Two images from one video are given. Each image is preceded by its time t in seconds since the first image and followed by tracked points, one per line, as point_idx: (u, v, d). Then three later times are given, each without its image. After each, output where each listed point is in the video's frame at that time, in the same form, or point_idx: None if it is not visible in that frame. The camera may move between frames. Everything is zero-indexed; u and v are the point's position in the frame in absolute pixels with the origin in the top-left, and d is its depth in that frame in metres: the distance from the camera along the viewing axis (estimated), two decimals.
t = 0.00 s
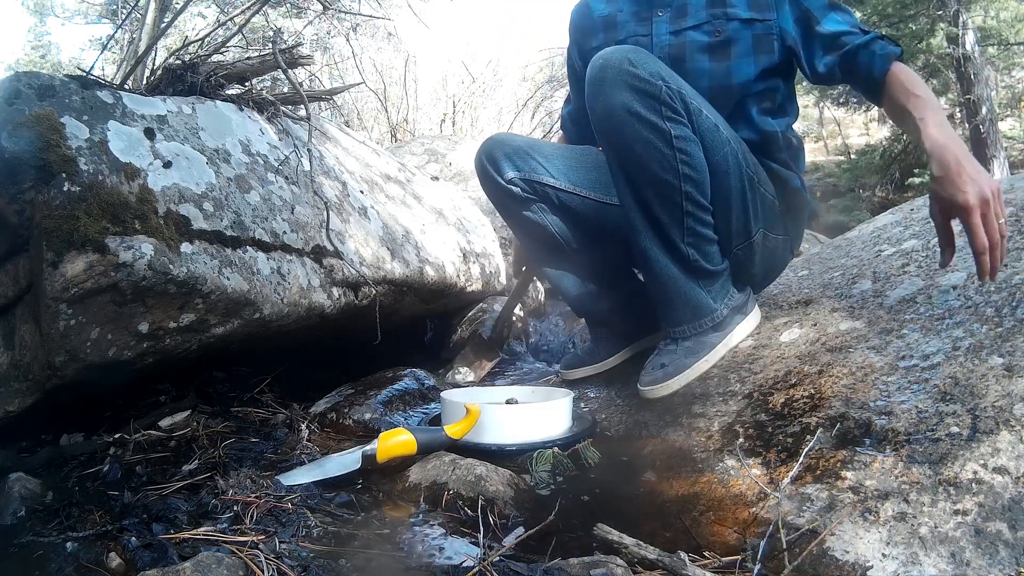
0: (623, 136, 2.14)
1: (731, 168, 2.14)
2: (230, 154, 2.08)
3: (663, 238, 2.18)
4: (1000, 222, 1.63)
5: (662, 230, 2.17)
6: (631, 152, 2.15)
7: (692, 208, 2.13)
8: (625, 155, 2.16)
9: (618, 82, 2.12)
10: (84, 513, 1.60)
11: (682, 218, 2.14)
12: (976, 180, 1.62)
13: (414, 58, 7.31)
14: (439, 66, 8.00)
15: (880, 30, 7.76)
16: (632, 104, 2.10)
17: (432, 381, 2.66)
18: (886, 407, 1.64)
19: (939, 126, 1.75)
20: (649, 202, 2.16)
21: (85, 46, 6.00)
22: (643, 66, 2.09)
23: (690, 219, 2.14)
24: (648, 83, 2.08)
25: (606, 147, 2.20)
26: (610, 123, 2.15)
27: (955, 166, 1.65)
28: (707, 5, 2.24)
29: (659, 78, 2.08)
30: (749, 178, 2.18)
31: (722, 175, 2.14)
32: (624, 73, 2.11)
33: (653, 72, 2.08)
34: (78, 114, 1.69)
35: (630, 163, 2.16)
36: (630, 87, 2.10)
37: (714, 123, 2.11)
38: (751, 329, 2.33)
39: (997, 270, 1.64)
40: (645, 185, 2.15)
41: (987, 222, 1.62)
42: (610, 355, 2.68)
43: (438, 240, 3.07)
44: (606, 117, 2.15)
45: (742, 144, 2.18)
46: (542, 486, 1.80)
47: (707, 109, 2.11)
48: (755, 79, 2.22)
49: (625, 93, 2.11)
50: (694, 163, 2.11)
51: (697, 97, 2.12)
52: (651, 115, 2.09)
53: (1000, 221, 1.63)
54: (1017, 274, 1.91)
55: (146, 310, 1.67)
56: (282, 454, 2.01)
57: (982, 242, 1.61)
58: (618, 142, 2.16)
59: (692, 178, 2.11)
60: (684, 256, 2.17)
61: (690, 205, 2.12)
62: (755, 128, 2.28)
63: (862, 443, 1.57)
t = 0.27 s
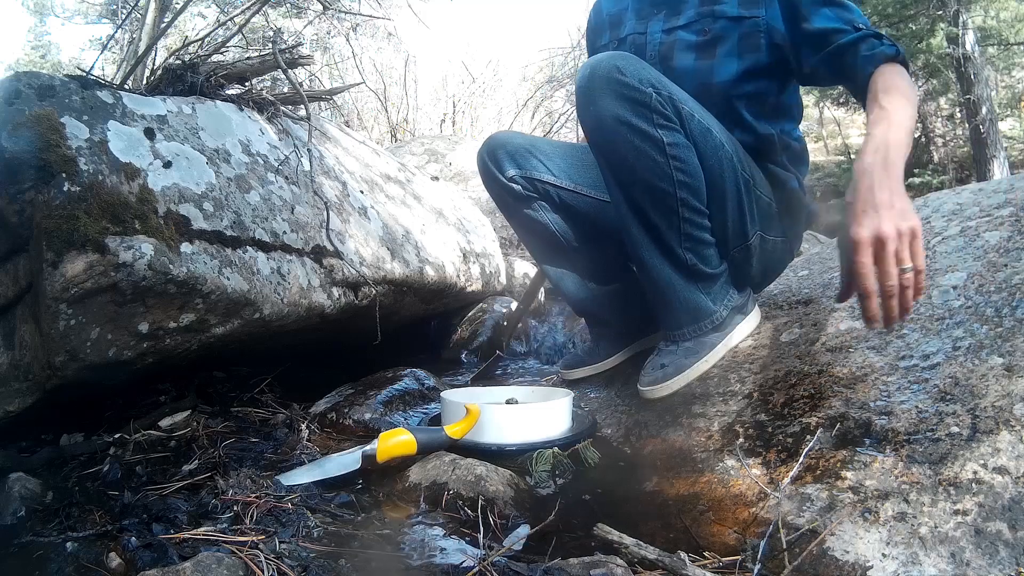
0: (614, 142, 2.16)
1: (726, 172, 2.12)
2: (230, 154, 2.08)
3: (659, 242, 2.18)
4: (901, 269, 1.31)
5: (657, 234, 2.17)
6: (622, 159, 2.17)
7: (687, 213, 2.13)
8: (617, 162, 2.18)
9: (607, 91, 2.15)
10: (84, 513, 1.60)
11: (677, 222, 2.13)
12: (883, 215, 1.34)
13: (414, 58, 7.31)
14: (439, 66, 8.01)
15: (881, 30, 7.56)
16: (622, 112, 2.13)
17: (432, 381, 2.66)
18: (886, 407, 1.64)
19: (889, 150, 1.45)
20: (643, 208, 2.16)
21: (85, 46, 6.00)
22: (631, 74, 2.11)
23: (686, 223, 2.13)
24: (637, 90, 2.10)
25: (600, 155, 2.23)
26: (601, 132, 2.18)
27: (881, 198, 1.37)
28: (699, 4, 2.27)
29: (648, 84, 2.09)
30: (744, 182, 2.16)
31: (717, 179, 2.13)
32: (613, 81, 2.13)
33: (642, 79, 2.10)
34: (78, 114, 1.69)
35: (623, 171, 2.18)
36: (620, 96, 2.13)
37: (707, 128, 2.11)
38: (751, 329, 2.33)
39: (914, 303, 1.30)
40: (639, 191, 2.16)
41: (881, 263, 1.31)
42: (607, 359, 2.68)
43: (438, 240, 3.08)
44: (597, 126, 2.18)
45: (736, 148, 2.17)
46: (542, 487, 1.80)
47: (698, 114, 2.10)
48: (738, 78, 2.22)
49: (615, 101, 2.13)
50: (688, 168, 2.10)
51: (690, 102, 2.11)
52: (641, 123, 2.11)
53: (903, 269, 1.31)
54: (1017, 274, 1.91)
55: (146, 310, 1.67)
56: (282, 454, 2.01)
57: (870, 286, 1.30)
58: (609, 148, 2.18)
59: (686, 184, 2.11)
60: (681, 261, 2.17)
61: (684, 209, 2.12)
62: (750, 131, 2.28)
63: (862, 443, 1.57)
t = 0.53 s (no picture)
0: (615, 140, 2.20)
1: (724, 172, 2.15)
2: (230, 154, 2.08)
3: (658, 239, 2.19)
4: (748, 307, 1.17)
5: (657, 231, 2.18)
6: (621, 156, 2.20)
7: (686, 212, 2.12)
8: (618, 159, 2.21)
9: (607, 89, 2.20)
10: (84, 513, 1.60)
11: (677, 220, 2.13)
12: (728, 249, 1.20)
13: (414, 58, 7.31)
14: (439, 67, 8.01)
15: (879, 29, 7.82)
16: (621, 110, 2.17)
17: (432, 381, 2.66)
18: (886, 407, 1.64)
19: (772, 167, 1.29)
20: (643, 206, 2.18)
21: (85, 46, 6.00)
22: (631, 72, 2.16)
23: (685, 221, 2.13)
24: (636, 88, 2.14)
25: (601, 153, 2.27)
26: (602, 129, 2.23)
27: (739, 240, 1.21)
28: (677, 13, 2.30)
29: (648, 83, 2.13)
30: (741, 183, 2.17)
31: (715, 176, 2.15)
32: (614, 79, 2.18)
33: (642, 78, 2.14)
34: (78, 114, 1.69)
35: (623, 169, 2.21)
36: (620, 94, 2.17)
37: (705, 127, 2.13)
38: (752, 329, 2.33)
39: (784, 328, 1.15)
40: (638, 187, 2.17)
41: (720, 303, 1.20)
42: (605, 361, 2.67)
43: (438, 240, 3.08)
44: (598, 124, 2.24)
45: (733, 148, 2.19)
46: (542, 487, 1.80)
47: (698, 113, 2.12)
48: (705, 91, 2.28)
49: (615, 98, 2.18)
50: (687, 165, 2.11)
51: (689, 101, 2.14)
52: (640, 120, 2.14)
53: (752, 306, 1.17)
54: (1017, 273, 1.91)
55: (146, 310, 1.67)
56: (282, 454, 2.01)
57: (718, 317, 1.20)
58: (609, 145, 2.22)
59: (686, 181, 2.11)
60: (682, 258, 2.17)
61: (684, 207, 2.12)
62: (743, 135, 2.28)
63: (862, 443, 1.57)
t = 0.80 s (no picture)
0: (603, 145, 2.21)
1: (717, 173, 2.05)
2: (230, 154, 2.08)
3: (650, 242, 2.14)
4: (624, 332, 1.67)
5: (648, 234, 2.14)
6: (610, 159, 2.22)
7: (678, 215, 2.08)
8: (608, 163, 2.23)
9: (594, 95, 2.19)
10: (84, 513, 1.60)
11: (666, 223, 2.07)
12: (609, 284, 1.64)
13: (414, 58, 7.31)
14: (439, 67, 8.01)
15: (880, 29, 7.97)
16: (607, 114, 2.17)
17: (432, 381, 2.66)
18: (886, 407, 1.64)
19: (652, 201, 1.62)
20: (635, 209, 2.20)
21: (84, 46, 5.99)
22: (616, 76, 2.14)
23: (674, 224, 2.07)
24: (622, 93, 2.12)
25: (592, 158, 2.29)
26: (591, 134, 2.23)
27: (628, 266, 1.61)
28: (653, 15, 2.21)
29: (633, 87, 2.11)
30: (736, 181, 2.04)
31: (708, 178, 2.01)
32: (598, 84, 2.18)
33: (627, 81, 2.12)
34: (78, 114, 1.69)
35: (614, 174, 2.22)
36: (605, 99, 2.17)
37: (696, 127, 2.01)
38: (751, 328, 2.33)
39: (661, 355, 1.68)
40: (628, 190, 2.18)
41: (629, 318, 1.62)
42: (604, 359, 2.69)
43: (438, 240, 3.08)
44: (586, 129, 2.24)
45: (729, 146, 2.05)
46: (541, 487, 1.79)
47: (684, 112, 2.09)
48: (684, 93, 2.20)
49: (601, 104, 2.18)
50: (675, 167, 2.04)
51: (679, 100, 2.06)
52: (626, 125, 2.13)
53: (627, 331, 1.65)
54: (1017, 274, 1.91)
55: (146, 310, 1.67)
56: (282, 454, 2.01)
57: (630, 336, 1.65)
58: (598, 149, 2.23)
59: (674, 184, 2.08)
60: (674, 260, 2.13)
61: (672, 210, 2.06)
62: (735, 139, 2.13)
63: (862, 443, 1.57)
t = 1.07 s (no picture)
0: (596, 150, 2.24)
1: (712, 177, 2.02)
2: (230, 154, 2.08)
3: (648, 246, 2.15)
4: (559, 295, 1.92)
5: (646, 238, 2.14)
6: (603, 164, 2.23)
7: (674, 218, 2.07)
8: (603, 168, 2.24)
9: (585, 101, 2.21)
10: (84, 513, 1.60)
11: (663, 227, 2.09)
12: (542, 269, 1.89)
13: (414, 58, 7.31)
14: (439, 67, 8.01)
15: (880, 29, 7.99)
16: (597, 121, 2.20)
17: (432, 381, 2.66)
18: (886, 407, 1.64)
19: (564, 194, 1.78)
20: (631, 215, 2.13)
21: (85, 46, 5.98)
22: (607, 83, 2.16)
23: (672, 228, 2.09)
24: (614, 99, 2.14)
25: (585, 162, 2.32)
26: (582, 140, 2.27)
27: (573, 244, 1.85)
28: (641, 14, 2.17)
29: (624, 94, 2.14)
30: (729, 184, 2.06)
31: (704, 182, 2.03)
32: (589, 90, 2.19)
33: (619, 88, 2.14)
34: (78, 114, 1.69)
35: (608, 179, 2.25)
36: (596, 105, 2.19)
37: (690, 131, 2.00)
38: (751, 328, 2.33)
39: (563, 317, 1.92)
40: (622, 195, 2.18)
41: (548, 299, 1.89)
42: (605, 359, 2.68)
43: (438, 240, 3.08)
44: (577, 134, 2.27)
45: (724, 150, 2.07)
46: (541, 487, 1.79)
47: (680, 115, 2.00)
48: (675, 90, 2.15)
49: (593, 111, 2.20)
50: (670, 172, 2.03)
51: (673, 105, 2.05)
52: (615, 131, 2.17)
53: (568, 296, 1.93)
54: (1017, 273, 1.91)
55: (146, 310, 1.67)
56: (282, 454, 2.01)
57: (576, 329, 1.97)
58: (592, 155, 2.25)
59: (669, 189, 2.03)
60: (673, 264, 2.13)
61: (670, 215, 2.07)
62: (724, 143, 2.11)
63: (862, 443, 1.58)
